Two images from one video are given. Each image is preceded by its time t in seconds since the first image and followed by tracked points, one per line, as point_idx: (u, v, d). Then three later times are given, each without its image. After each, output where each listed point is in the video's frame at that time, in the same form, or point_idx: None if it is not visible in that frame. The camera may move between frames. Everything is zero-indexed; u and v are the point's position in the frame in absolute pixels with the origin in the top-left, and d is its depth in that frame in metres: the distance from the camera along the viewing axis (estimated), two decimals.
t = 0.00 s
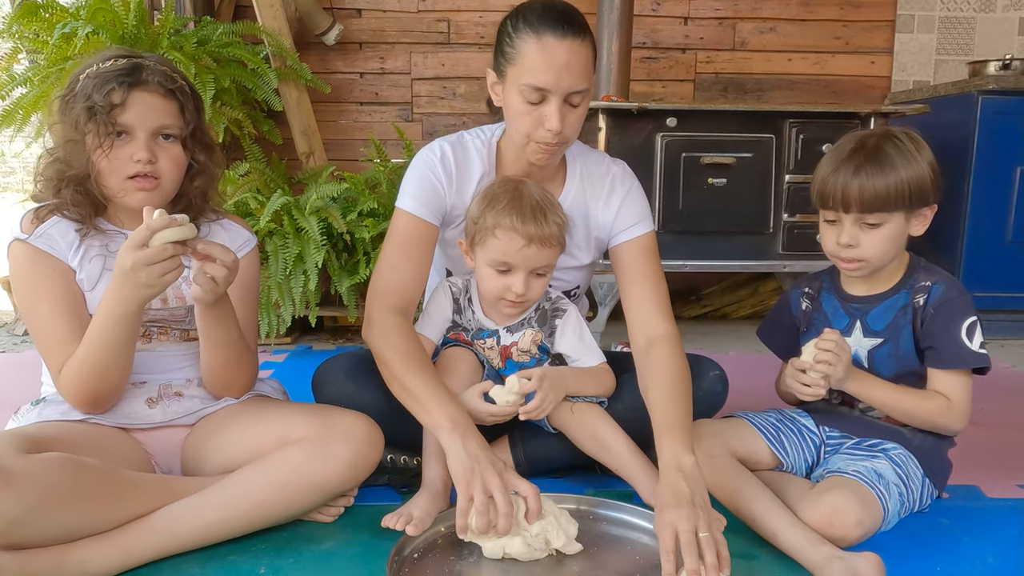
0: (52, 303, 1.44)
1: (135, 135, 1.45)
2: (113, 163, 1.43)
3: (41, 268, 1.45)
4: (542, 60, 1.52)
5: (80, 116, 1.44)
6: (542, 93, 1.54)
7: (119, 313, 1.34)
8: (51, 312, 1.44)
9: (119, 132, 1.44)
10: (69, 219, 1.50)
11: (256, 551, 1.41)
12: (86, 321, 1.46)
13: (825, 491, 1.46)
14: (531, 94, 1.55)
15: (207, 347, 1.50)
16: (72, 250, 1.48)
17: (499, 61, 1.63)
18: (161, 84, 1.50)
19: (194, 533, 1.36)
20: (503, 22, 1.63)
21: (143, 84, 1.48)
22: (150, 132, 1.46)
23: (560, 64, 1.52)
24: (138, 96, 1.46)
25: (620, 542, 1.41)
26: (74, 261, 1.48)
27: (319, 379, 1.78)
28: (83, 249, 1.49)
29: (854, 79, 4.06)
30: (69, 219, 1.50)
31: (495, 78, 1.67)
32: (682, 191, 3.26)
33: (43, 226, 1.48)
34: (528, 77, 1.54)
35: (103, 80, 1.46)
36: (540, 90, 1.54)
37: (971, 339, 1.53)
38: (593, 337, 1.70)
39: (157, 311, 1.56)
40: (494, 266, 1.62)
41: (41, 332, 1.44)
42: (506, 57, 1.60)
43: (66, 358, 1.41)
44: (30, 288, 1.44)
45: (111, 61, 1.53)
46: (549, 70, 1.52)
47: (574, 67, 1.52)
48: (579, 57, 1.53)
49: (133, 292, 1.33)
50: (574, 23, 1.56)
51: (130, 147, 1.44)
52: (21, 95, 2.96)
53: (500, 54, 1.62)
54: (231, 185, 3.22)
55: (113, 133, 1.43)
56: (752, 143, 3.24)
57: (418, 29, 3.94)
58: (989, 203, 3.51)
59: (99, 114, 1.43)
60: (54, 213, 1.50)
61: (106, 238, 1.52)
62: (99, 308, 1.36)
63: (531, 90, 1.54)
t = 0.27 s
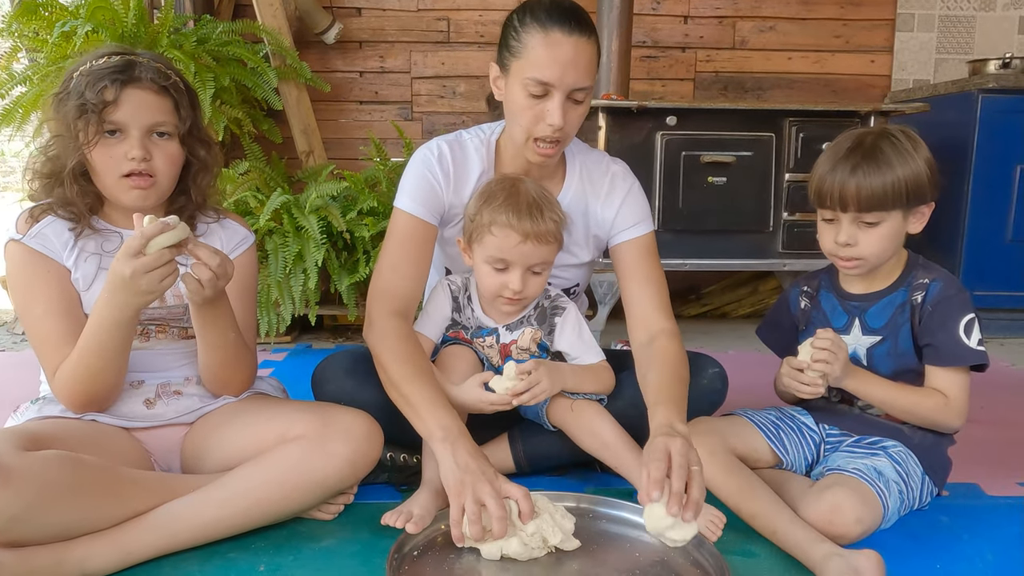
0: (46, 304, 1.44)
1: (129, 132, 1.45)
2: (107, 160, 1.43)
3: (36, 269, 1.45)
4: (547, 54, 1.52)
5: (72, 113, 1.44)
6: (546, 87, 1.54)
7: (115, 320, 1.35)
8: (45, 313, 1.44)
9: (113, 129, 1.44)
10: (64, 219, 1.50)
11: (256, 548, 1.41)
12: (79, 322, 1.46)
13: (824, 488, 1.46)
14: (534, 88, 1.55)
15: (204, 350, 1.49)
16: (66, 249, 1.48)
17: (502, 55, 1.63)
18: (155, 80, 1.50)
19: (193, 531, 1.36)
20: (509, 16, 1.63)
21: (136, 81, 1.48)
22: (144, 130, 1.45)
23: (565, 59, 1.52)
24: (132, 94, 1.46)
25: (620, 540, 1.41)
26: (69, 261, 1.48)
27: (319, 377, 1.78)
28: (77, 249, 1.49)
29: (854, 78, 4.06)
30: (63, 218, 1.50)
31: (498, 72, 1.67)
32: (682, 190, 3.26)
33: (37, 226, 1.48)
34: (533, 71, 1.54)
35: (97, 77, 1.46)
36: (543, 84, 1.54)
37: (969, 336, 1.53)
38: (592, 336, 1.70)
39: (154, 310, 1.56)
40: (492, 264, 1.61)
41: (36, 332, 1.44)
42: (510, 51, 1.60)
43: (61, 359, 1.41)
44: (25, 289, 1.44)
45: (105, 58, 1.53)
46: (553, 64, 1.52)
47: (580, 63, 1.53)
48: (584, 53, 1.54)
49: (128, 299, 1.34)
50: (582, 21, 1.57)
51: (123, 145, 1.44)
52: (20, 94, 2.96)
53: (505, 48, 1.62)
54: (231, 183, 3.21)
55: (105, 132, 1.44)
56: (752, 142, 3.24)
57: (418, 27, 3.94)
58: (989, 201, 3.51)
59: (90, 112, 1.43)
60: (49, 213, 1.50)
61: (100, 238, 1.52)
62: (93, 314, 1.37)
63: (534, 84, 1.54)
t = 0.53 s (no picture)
0: (44, 304, 1.44)
1: (127, 133, 1.44)
2: (106, 160, 1.43)
3: (34, 267, 1.45)
4: (548, 50, 1.53)
5: (71, 113, 1.44)
6: (546, 83, 1.54)
7: (115, 322, 1.35)
8: (43, 312, 1.44)
9: (111, 130, 1.44)
10: (61, 217, 1.50)
11: (255, 546, 1.41)
12: (77, 322, 1.46)
13: (824, 485, 1.46)
14: (535, 83, 1.55)
15: (210, 354, 1.50)
16: (64, 248, 1.48)
17: (503, 50, 1.62)
18: (152, 79, 1.50)
19: (193, 528, 1.36)
20: (511, 12, 1.62)
21: (134, 80, 1.47)
22: (142, 129, 1.45)
23: (566, 56, 1.52)
24: (130, 93, 1.46)
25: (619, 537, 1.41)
26: (67, 260, 1.48)
27: (318, 375, 1.78)
28: (75, 248, 1.49)
29: (853, 76, 4.06)
30: (61, 217, 1.50)
31: (499, 67, 1.67)
32: (681, 188, 3.26)
33: (35, 224, 1.48)
34: (534, 66, 1.53)
35: (95, 76, 1.46)
36: (544, 79, 1.54)
37: (969, 332, 1.53)
38: (591, 334, 1.70)
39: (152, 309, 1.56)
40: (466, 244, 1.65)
41: (34, 331, 1.44)
42: (512, 46, 1.60)
43: (60, 359, 1.41)
44: (24, 288, 1.44)
45: (102, 57, 1.52)
46: (555, 60, 1.52)
47: (580, 61, 1.53)
48: (585, 50, 1.54)
49: (127, 303, 1.34)
50: (584, 19, 1.57)
51: (122, 145, 1.44)
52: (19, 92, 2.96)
53: (506, 42, 1.62)
54: (230, 182, 3.20)
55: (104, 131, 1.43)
56: (751, 141, 3.24)
57: (417, 26, 3.94)
58: (988, 200, 3.51)
59: (89, 110, 1.43)
60: (46, 211, 1.50)
61: (97, 237, 1.51)
62: (92, 316, 1.37)
63: (535, 80, 1.54)
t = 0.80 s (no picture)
0: (42, 304, 1.44)
1: (128, 131, 1.44)
2: (107, 159, 1.43)
3: (33, 267, 1.45)
4: (544, 48, 1.53)
5: (72, 112, 1.44)
6: (543, 81, 1.54)
7: (117, 325, 1.35)
8: (41, 312, 1.44)
9: (112, 129, 1.44)
10: (61, 217, 1.50)
11: (255, 545, 1.41)
12: (77, 322, 1.46)
13: (823, 485, 1.46)
14: (531, 81, 1.55)
15: (208, 356, 1.50)
16: (64, 248, 1.49)
17: (500, 49, 1.62)
18: (154, 79, 1.50)
19: (193, 527, 1.36)
20: (507, 10, 1.62)
21: (135, 79, 1.47)
22: (143, 129, 1.45)
23: (562, 53, 1.52)
24: (131, 92, 1.46)
25: (618, 537, 1.41)
26: (66, 260, 1.48)
27: (317, 375, 1.78)
28: (75, 248, 1.49)
29: (852, 76, 4.07)
30: (60, 216, 1.50)
31: (496, 66, 1.67)
32: (681, 188, 3.26)
33: (34, 224, 1.48)
34: (529, 64, 1.54)
35: (96, 75, 1.46)
36: (540, 77, 1.54)
37: (969, 332, 1.53)
38: (591, 334, 1.70)
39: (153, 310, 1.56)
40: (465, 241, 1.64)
41: (32, 331, 1.44)
42: (508, 44, 1.60)
43: (59, 360, 1.42)
44: (23, 288, 1.44)
45: (102, 56, 1.52)
46: (551, 57, 1.52)
47: (576, 58, 1.53)
48: (580, 48, 1.54)
49: (130, 307, 1.34)
50: (579, 17, 1.58)
51: (124, 144, 1.44)
52: (18, 92, 2.96)
53: (502, 42, 1.62)
54: (229, 182, 3.20)
55: (105, 130, 1.43)
56: (750, 140, 3.24)
57: (417, 26, 3.94)
58: (987, 199, 3.51)
59: (90, 110, 1.43)
60: (46, 211, 1.49)
61: (98, 237, 1.52)
62: (93, 318, 1.37)
63: (532, 78, 1.54)
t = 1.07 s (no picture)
0: (43, 304, 1.44)
1: (130, 131, 1.44)
2: (110, 159, 1.43)
3: (35, 267, 1.45)
4: (550, 46, 1.53)
5: (74, 112, 1.44)
6: (549, 79, 1.54)
7: (119, 325, 1.35)
8: (41, 312, 1.44)
9: (114, 128, 1.44)
10: (62, 217, 1.50)
11: (254, 545, 1.41)
12: (78, 322, 1.46)
13: (823, 484, 1.46)
14: (537, 80, 1.55)
15: (205, 356, 1.49)
16: (65, 247, 1.49)
17: (506, 48, 1.63)
18: (156, 79, 1.50)
19: (192, 527, 1.36)
20: (514, 10, 1.63)
21: (137, 79, 1.47)
22: (145, 128, 1.45)
23: (568, 52, 1.52)
24: (133, 92, 1.46)
25: (618, 536, 1.41)
26: (67, 260, 1.48)
27: (318, 374, 1.78)
28: (76, 247, 1.49)
29: (852, 76, 4.07)
30: (62, 216, 1.50)
31: (502, 65, 1.67)
32: (681, 188, 3.26)
33: (35, 224, 1.48)
34: (536, 63, 1.54)
35: (98, 76, 1.45)
36: (546, 76, 1.54)
37: (970, 332, 1.53)
38: (594, 336, 1.70)
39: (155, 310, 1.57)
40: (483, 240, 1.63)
41: (33, 331, 1.44)
42: (515, 43, 1.60)
43: (59, 360, 1.41)
44: (23, 287, 1.44)
45: (105, 56, 1.52)
46: (557, 56, 1.52)
47: (582, 56, 1.53)
48: (587, 46, 1.54)
49: (133, 310, 1.34)
50: (587, 17, 1.57)
51: (126, 144, 1.44)
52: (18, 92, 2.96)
53: (508, 41, 1.62)
54: (229, 182, 3.20)
55: (107, 130, 1.43)
56: (750, 140, 3.24)
57: (417, 26, 3.94)
58: (988, 199, 3.51)
59: (92, 110, 1.43)
60: (47, 211, 1.49)
61: (100, 237, 1.52)
62: (94, 319, 1.36)
63: (538, 76, 1.54)
